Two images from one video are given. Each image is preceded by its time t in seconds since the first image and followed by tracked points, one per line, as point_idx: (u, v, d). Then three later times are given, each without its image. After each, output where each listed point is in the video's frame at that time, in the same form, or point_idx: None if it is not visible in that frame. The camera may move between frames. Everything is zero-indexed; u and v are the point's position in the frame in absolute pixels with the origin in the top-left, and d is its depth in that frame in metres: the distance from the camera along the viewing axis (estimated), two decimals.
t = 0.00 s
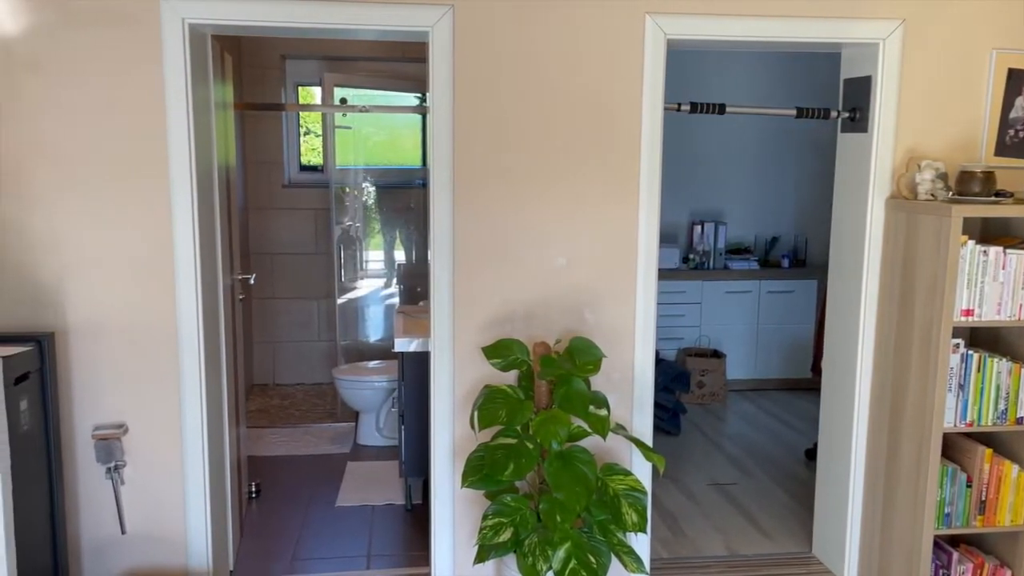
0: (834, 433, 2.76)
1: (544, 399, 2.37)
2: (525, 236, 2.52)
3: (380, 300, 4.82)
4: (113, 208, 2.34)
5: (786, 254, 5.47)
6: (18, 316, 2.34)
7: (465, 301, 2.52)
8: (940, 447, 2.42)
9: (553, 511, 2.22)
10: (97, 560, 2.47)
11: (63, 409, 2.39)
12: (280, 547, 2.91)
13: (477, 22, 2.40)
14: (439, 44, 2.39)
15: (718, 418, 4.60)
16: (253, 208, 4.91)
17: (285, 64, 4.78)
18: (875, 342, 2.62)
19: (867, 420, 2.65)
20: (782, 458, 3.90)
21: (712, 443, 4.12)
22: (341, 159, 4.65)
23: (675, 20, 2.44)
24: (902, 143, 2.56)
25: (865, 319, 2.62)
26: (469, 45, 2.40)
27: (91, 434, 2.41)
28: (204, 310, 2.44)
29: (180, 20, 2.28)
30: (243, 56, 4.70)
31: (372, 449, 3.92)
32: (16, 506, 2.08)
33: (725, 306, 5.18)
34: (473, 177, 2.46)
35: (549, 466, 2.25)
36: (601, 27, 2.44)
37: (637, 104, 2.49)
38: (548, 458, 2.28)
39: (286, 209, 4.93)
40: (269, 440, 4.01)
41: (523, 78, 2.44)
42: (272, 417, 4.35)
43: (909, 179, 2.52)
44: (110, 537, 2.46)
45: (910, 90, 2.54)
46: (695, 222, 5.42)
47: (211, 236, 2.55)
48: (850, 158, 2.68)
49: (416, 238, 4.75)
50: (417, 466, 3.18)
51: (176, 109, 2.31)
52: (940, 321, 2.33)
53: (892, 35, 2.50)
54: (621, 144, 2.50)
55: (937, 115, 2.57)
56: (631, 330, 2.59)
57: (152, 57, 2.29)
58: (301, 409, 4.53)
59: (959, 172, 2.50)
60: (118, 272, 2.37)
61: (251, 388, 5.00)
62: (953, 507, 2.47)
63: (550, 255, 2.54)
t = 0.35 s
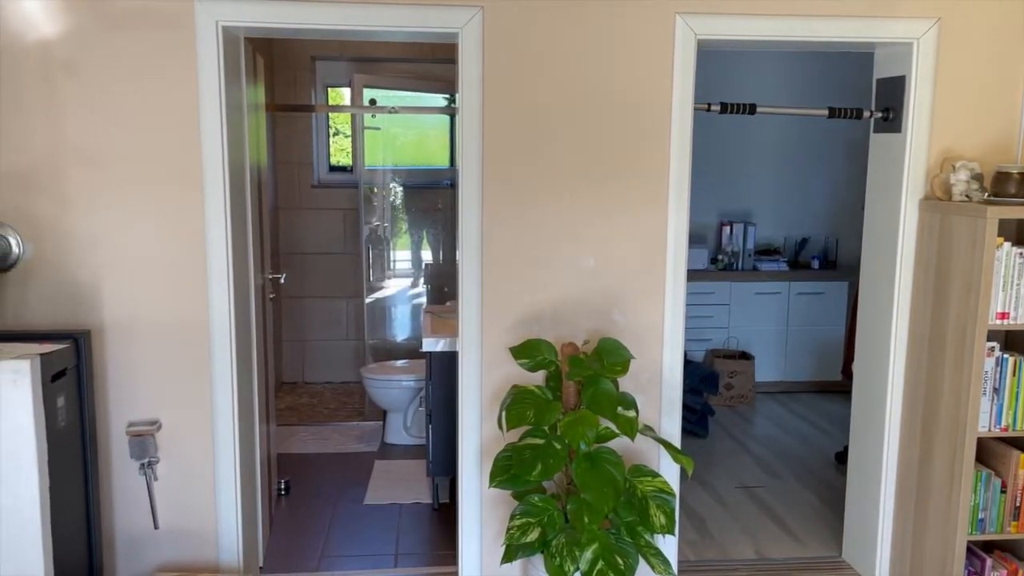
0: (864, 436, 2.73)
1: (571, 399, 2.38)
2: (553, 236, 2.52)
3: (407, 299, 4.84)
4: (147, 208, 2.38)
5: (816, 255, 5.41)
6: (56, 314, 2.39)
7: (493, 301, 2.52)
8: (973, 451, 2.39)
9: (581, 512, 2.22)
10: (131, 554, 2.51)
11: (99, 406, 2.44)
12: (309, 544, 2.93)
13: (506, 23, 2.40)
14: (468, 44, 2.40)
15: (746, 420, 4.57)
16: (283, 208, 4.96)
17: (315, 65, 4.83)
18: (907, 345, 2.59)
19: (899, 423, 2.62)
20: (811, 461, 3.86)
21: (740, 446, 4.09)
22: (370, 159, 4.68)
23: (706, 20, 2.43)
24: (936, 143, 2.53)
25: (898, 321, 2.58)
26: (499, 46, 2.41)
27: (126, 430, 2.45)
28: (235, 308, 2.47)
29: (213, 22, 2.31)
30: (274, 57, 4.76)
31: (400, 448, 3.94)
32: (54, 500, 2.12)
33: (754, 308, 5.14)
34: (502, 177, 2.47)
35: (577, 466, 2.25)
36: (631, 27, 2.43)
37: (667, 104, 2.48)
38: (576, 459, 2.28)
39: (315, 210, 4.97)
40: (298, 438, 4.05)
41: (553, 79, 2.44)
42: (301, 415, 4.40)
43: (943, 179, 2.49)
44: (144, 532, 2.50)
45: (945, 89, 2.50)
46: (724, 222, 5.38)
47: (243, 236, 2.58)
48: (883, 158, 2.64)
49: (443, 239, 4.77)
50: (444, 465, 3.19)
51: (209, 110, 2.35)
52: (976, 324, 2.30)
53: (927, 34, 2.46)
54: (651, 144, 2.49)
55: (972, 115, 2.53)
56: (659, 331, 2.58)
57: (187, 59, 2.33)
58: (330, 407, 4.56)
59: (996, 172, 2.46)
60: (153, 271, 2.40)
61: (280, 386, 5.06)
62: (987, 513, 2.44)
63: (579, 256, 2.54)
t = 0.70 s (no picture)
0: (896, 439, 2.70)
1: (599, 400, 2.37)
2: (581, 236, 2.51)
3: (432, 299, 4.85)
4: (179, 207, 2.41)
5: (847, 256, 5.35)
6: (90, 312, 2.43)
7: (520, 302, 2.52)
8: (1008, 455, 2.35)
9: (609, 513, 2.21)
10: (162, 549, 2.54)
11: (132, 403, 2.47)
12: (336, 541, 2.95)
13: (535, 23, 2.40)
14: (497, 45, 2.40)
15: (773, 422, 4.54)
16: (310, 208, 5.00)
17: (343, 66, 4.86)
18: (940, 348, 2.55)
19: (931, 426, 2.59)
20: (839, 464, 3.82)
21: (767, 448, 4.06)
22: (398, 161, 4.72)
23: (735, 19, 2.41)
24: (971, 143, 2.49)
25: (930, 323, 2.55)
26: (528, 46, 2.41)
27: (157, 427, 2.48)
28: (265, 307, 2.49)
29: (245, 24, 2.33)
30: (303, 58, 4.79)
31: (426, 447, 3.95)
32: (88, 494, 2.15)
33: (781, 309, 5.10)
34: (530, 177, 2.47)
35: (604, 467, 2.25)
36: (660, 26, 2.42)
37: (696, 105, 2.46)
38: (603, 459, 2.28)
39: (342, 209, 5.01)
40: (325, 436, 4.08)
41: (581, 79, 2.44)
42: (328, 414, 4.42)
43: (978, 179, 2.45)
44: (175, 528, 2.53)
45: (980, 88, 2.46)
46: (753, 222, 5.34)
47: (273, 235, 2.61)
48: (915, 159, 2.61)
49: (469, 239, 4.78)
50: (470, 465, 3.20)
51: (241, 111, 2.37)
52: (1010, 326, 2.27)
53: (961, 33, 2.43)
54: (679, 145, 2.48)
55: (1009, 114, 2.49)
56: (688, 333, 2.57)
57: (219, 59, 2.35)
58: (356, 406, 4.59)
59: None
60: (184, 269, 2.43)
61: (308, 384, 5.10)
62: (1021, 518, 2.39)
63: (606, 256, 2.53)
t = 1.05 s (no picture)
0: (933, 443, 2.65)
1: (631, 401, 2.37)
2: (614, 235, 2.50)
3: (461, 298, 4.85)
4: (215, 207, 2.43)
5: (881, 257, 5.30)
6: (128, 310, 2.46)
7: (552, 302, 2.52)
8: None
9: (639, 515, 2.19)
10: (197, 544, 2.57)
11: (168, 400, 2.50)
12: (367, 539, 2.97)
13: (568, 23, 2.40)
14: (530, 45, 2.40)
15: (806, 425, 4.49)
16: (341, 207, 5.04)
17: (375, 67, 4.89)
18: (980, 351, 2.51)
19: (970, 431, 2.54)
20: (874, 468, 3.77)
21: (799, 451, 4.02)
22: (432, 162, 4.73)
23: (771, 17, 2.39)
24: (1012, 143, 2.44)
25: (969, 326, 2.51)
26: (561, 46, 2.41)
27: (193, 423, 2.51)
28: (299, 306, 2.51)
29: (281, 25, 2.36)
30: (336, 59, 4.84)
31: (455, 446, 3.96)
32: (126, 489, 2.18)
33: (813, 311, 5.05)
34: (562, 177, 2.46)
35: (637, 469, 2.24)
36: (695, 25, 2.41)
37: (730, 104, 2.44)
38: (636, 461, 2.26)
39: (373, 209, 5.03)
40: (356, 434, 4.11)
41: (614, 79, 2.43)
42: (358, 412, 4.45)
43: (1019, 179, 2.38)
44: (209, 523, 2.56)
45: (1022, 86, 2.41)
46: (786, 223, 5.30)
47: (307, 235, 2.63)
48: (955, 158, 2.57)
49: (499, 239, 4.78)
50: (500, 464, 3.20)
51: (275, 111, 2.39)
52: None
53: (1003, 30, 2.38)
54: (713, 145, 2.46)
55: None
56: (721, 334, 2.55)
57: (254, 61, 2.37)
58: (386, 404, 4.62)
59: None
60: (219, 268, 2.46)
61: (338, 382, 5.14)
62: None
63: (639, 256, 2.52)
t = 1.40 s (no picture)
0: (968, 446, 2.62)
1: (661, 401, 2.35)
2: (645, 235, 2.49)
3: (489, 297, 4.87)
4: (248, 206, 2.46)
5: (915, 258, 5.21)
6: (164, 308, 2.50)
7: (581, 302, 2.51)
8: None
9: (670, 516, 2.19)
10: (229, 539, 2.60)
11: (201, 397, 2.53)
12: (396, 536, 2.99)
13: (600, 22, 2.39)
14: (562, 44, 2.40)
15: (838, 427, 4.44)
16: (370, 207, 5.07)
17: (405, 67, 4.92)
18: (1017, 353, 2.47)
19: (1007, 435, 2.50)
20: (906, 472, 3.72)
21: (830, 453, 3.98)
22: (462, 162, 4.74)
23: (805, 15, 2.37)
24: None
25: (1007, 329, 2.47)
26: (592, 46, 2.40)
27: (225, 419, 2.54)
28: (330, 304, 2.53)
29: (314, 25, 2.38)
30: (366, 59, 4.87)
31: (483, 446, 3.97)
32: (161, 485, 2.21)
33: (844, 312, 5.00)
34: (593, 177, 2.46)
35: (667, 469, 2.23)
36: (727, 24, 2.39)
37: (763, 103, 2.43)
38: (666, 462, 2.25)
39: (401, 209, 5.06)
40: (385, 432, 4.14)
41: (645, 78, 2.42)
42: (386, 410, 4.48)
43: None
44: (241, 518, 2.59)
45: None
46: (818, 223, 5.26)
47: (338, 234, 2.65)
48: (992, 158, 2.53)
49: (526, 239, 4.78)
50: (528, 464, 3.21)
51: (308, 111, 2.41)
52: None
53: None
54: (745, 144, 2.45)
55: None
56: (752, 335, 2.53)
57: (288, 61, 2.40)
58: (414, 403, 4.64)
59: None
60: (252, 267, 2.49)
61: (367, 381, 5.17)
62: None
63: (669, 256, 2.50)
